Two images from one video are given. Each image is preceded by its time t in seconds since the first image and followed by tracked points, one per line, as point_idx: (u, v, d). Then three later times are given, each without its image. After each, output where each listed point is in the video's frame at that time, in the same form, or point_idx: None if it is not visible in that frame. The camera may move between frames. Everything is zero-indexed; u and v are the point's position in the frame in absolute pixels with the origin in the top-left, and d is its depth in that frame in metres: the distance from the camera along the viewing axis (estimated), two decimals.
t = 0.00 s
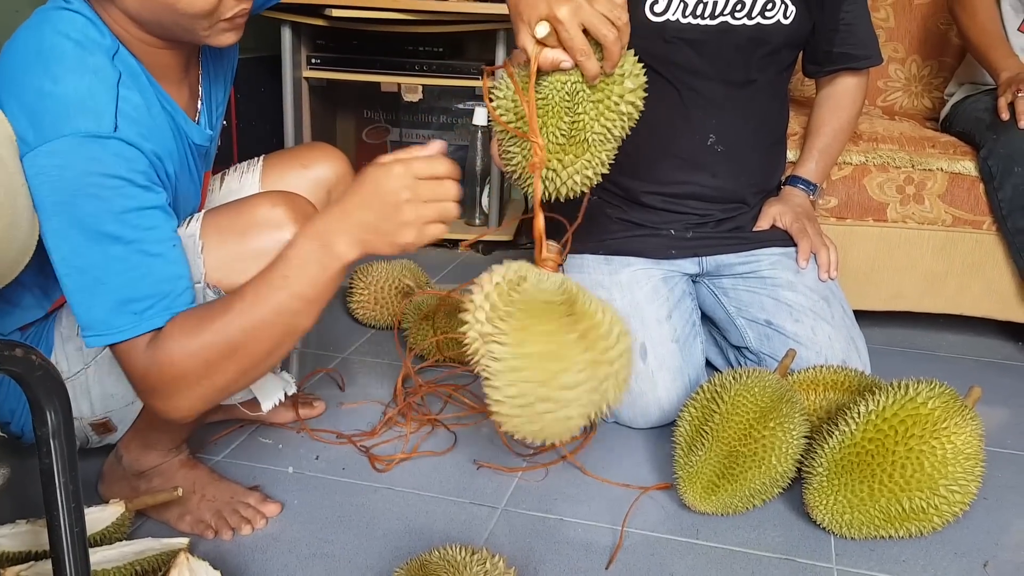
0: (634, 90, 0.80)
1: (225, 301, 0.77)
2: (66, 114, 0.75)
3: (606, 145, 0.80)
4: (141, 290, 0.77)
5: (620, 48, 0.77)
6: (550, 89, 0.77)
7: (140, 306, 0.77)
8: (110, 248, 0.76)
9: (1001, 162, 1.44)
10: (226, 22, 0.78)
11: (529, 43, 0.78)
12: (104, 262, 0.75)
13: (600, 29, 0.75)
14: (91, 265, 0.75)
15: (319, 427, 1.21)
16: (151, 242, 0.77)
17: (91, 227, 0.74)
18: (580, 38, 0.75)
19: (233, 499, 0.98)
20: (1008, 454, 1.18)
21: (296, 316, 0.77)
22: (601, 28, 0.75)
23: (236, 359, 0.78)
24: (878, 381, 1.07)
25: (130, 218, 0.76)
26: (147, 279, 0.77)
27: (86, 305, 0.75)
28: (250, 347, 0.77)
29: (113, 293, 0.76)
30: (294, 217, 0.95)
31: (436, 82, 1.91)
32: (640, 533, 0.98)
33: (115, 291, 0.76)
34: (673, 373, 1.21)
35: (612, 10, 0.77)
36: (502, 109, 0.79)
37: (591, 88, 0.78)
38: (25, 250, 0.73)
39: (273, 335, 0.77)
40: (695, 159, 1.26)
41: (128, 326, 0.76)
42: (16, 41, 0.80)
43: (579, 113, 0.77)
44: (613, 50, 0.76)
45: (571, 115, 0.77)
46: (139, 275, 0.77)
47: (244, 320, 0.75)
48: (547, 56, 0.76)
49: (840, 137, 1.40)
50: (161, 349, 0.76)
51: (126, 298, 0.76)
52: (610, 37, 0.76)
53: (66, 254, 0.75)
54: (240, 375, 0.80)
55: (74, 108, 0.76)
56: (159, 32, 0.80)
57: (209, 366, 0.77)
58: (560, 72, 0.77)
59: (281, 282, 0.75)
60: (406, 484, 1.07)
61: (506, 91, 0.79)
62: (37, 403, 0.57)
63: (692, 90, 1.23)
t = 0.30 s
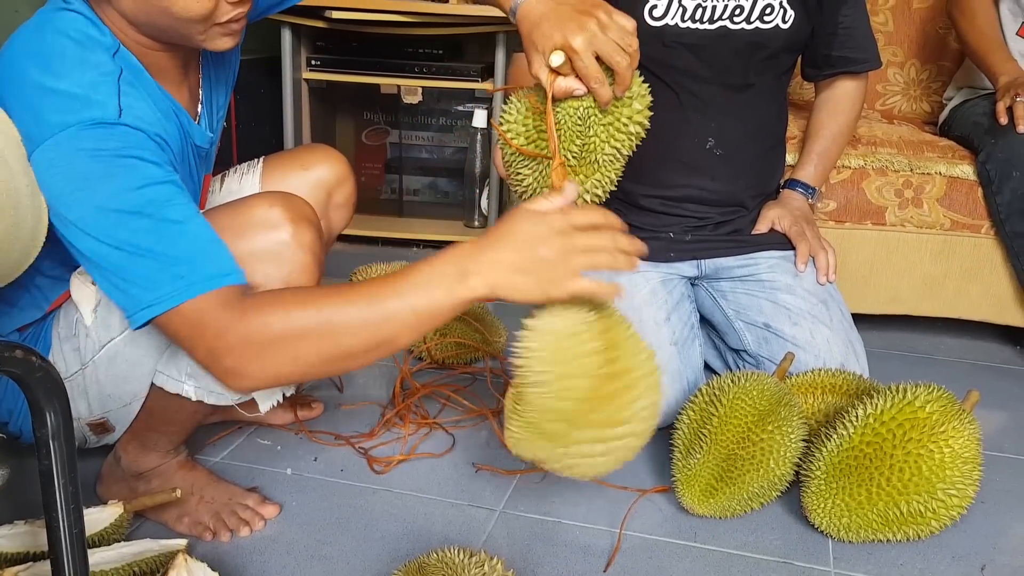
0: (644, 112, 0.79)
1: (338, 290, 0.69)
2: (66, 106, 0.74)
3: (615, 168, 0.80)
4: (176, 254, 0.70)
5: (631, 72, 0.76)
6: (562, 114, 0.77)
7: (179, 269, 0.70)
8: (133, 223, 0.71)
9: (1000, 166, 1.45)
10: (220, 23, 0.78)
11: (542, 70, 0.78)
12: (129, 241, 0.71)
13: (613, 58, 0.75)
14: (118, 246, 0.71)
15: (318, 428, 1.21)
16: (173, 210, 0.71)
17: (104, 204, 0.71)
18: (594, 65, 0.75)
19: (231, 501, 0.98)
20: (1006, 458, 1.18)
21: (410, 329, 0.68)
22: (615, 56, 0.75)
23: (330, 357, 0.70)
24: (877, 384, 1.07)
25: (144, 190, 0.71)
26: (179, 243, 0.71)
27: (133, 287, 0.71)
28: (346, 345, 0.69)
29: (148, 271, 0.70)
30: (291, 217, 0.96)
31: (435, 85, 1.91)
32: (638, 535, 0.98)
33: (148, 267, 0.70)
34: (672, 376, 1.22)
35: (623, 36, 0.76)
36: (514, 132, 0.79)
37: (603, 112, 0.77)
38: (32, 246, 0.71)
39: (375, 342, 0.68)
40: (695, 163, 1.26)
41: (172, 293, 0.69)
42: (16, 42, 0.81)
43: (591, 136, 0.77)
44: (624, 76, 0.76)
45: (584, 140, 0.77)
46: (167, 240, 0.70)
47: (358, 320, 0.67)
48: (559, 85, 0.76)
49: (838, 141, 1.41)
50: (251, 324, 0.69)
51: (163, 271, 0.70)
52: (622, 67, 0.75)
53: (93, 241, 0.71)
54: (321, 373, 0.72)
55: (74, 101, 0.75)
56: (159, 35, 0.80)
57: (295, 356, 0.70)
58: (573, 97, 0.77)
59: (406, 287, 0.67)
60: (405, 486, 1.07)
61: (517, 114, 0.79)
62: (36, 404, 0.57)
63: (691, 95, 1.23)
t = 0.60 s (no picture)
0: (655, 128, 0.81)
1: (217, 325, 0.75)
2: (69, 118, 0.74)
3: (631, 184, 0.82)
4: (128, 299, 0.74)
5: (642, 86, 0.77)
6: (576, 136, 0.79)
7: (119, 315, 0.73)
8: (99, 257, 0.73)
9: (998, 168, 1.45)
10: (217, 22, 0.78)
11: (551, 89, 0.79)
12: (88, 264, 0.72)
13: (621, 75, 0.76)
14: (76, 262, 0.72)
15: (317, 430, 1.21)
16: (138, 253, 0.75)
17: (81, 233, 0.72)
18: (604, 83, 0.76)
19: (230, 503, 0.98)
20: (1005, 460, 1.18)
21: (281, 348, 0.74)
22: (625, 73, 0.76)
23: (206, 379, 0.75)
24: (875, 386, 1.07)
25: (120, 225, 0.74)
26: (130, 289, 0.74)
27: (64, 312, 0.72)
28: (238, 370, 0.75)
29: (93, 295, 0.72)
30: (291, 219, 0.94)
31: (435, 86, 1.91)
32: (637, 537, 0.98)
33: (94, 292, 0.72)
34: (671, 378, 1.22)
35: (633, 51, 0.77)
36: (524, 156, 0.80)
37: (614, 130, 0.79)
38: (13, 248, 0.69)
39: (254, 363, 0.75)
40: (695, 165, 1.26)
41: (102, 334, 0.72)
42: (18, 43, 0.79)
43: (605, 155, 0.79)
44: (636, 91, 0.77)
45: (598, 159, 0.80)
46: (120, 283, 0.73)
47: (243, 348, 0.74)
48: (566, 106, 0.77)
49: (837, 143, 1.41)
50: (144, 357, 0.74)
51: (106, 303, 0.73)
52: (632, 84, 0.76)
53: (52, 259, 0.72)
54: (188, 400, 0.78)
55: (77, 113, 0.75)
56: (160, 36, 0.80)
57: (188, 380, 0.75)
58: (582, 118, 0.79)
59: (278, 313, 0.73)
60: (404, 488, 1.07)
61: (529, 139, 0.80)
62: (36, 406, 0.57)
63: (691, 96, 1.23)
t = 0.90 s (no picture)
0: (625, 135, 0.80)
1: (260, 302, 0.79)
2: (66, 111, 0.74)
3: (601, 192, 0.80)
4: (154, 284, 0.76)
5: (607, 95, 0.77)
6: (541, 139, 0.78)
7: (150, 301, 0.76)
8: (115, 248, 0.75)
9: (997, 171, 1.45)
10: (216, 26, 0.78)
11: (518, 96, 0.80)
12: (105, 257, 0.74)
13: (585, 79, 0.76)
14: (96, 261, 0.74)
15: (317, 435, 1.21)
16: (152, 237, 0.76)
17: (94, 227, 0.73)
18: (567, 89, 0.76)
19: (230, 509, 0.98)
20: (1006, 463, 1.18)
21: (322, 321, 0.79)
22: (587, 77, 0.76)
23: (258, 356, 0.79)
24: (875, 390, 1.07)
25: (130, 213, 0.75)
26: (154, 273, 0.76)
27: (93, 308, 0.75)
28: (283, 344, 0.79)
29: (117, 289, 0.75)
30: (285, 225, 0.95)
31: (434, 90, 1.92)
32: (638, 542, 0.98)
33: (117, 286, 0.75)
34: (671, 382, 1.22)
35: (599, 60, 0.77)
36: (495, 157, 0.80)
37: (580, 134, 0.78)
38: (24, 249, 0.70)
39: (299, 338, 0.79)
40: (693, 169, 1.26)
41: (138, 322, 0.75)
42: (11, 43, 0.79)
43: (572, 160, 0.78)
44: (598, 96, 0.76)
45: (564, 163, 0.78)
46: (144, 270, 0.76)
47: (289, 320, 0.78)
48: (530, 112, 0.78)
49: (835, 146, 1.41)
50: (191, 342, 0.77)
51: (131, 295, 0.75)
52: (596, 85, 0.76)
53: (68, 256, 0.74)
54: (246, 378, 0.82)
55: (74, 107, 0.75)
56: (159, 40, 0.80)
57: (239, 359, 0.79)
58: (548, 124, 0.78)
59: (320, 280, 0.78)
60: (404, 493, 1.07)
61: (505, 142, 0.80)
62: (36, 413, 0.57)
63: (690, 99, 1.23)
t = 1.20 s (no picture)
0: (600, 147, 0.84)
1: (299, 291, 0.77)
2: (70, 104, 0.74)
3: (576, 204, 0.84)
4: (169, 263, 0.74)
5: (586, 103, 0.81)
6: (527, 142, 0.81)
7: (172, 281, 0.74)
8: (130, 232, 0.73)
9: (994, 175, 1.45)
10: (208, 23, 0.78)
11: (502, 101, 0.82)
12: (122, 244, 0.73)
13: (564, 85, 0.80)
14: (113, 248, 0.73)
15: (315, 438, 1.21)
16: (168, 219, 0.74)
17: (107, 213, 0.72)
18: (550, 93, 0.80)
19: (228, 511, 0.98)
20: (1002, 466, 1.18)
21: (362, 314, 0.77)
22: (568, 82, 0.80)
23: (301, 346, 0.77)
24: (872, 393, 1.07)
25: (144, 197, 0.73)
26: (172, 254, 0.74)
27: (115, 295, 0.73)
28: (321, 334, 0.77)
29: (137, 275, 0.73)
30: (275, 220, 0.96)
31: (432, 94, 1.92)
32: (635, 545, 0.98)
33: (138, 273, 0.73)
34: (669, 385, 1.22)
35: (578, 70, 0.82)
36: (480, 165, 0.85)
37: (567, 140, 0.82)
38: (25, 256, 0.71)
39: (340, 325, 0.77)
40: (691, 172, 1.26)
41: (159, 304, 0.73)
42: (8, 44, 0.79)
43: (553, 170, 0.82)
44: (581, 103, 0.80)
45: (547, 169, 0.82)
46: (163, 252, 0.74)
47: (340, 310, 0.76)
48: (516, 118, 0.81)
49: (833, 150, 1.41)
50: (229, 327, 0.74)
51: (152, 279, 0.73)
52: (575, 91, 0.80)
53: (86, 248, 0.73)
54: (283, 370, 0.79)
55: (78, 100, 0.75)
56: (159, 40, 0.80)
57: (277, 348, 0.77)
58: (531, 130, 0.82)
59: (372, 267, 0.76)
60: (403, 496, 1.07)
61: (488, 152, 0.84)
62: (35, 417, 0.57)
63: (688, 102, 1.24)
